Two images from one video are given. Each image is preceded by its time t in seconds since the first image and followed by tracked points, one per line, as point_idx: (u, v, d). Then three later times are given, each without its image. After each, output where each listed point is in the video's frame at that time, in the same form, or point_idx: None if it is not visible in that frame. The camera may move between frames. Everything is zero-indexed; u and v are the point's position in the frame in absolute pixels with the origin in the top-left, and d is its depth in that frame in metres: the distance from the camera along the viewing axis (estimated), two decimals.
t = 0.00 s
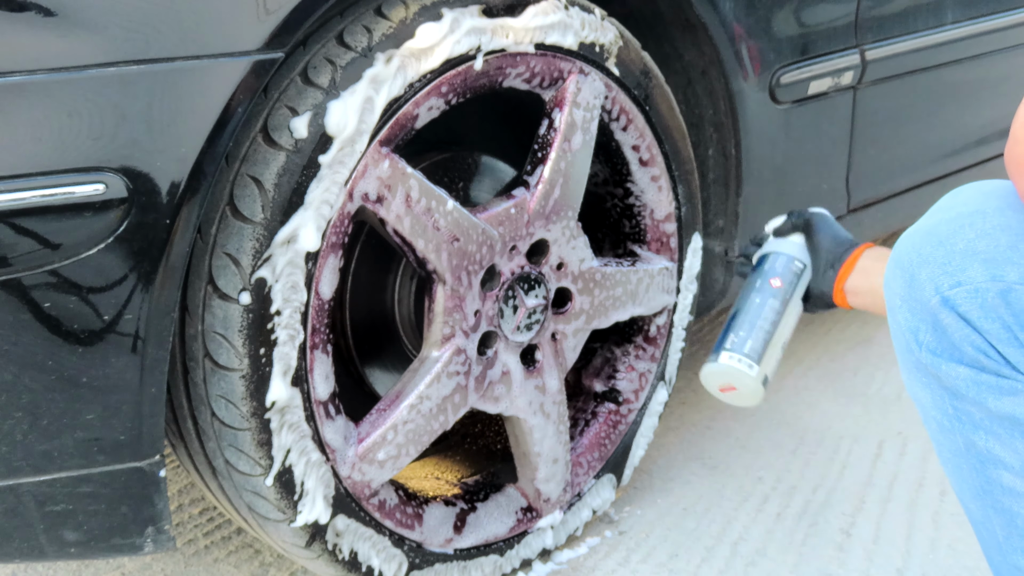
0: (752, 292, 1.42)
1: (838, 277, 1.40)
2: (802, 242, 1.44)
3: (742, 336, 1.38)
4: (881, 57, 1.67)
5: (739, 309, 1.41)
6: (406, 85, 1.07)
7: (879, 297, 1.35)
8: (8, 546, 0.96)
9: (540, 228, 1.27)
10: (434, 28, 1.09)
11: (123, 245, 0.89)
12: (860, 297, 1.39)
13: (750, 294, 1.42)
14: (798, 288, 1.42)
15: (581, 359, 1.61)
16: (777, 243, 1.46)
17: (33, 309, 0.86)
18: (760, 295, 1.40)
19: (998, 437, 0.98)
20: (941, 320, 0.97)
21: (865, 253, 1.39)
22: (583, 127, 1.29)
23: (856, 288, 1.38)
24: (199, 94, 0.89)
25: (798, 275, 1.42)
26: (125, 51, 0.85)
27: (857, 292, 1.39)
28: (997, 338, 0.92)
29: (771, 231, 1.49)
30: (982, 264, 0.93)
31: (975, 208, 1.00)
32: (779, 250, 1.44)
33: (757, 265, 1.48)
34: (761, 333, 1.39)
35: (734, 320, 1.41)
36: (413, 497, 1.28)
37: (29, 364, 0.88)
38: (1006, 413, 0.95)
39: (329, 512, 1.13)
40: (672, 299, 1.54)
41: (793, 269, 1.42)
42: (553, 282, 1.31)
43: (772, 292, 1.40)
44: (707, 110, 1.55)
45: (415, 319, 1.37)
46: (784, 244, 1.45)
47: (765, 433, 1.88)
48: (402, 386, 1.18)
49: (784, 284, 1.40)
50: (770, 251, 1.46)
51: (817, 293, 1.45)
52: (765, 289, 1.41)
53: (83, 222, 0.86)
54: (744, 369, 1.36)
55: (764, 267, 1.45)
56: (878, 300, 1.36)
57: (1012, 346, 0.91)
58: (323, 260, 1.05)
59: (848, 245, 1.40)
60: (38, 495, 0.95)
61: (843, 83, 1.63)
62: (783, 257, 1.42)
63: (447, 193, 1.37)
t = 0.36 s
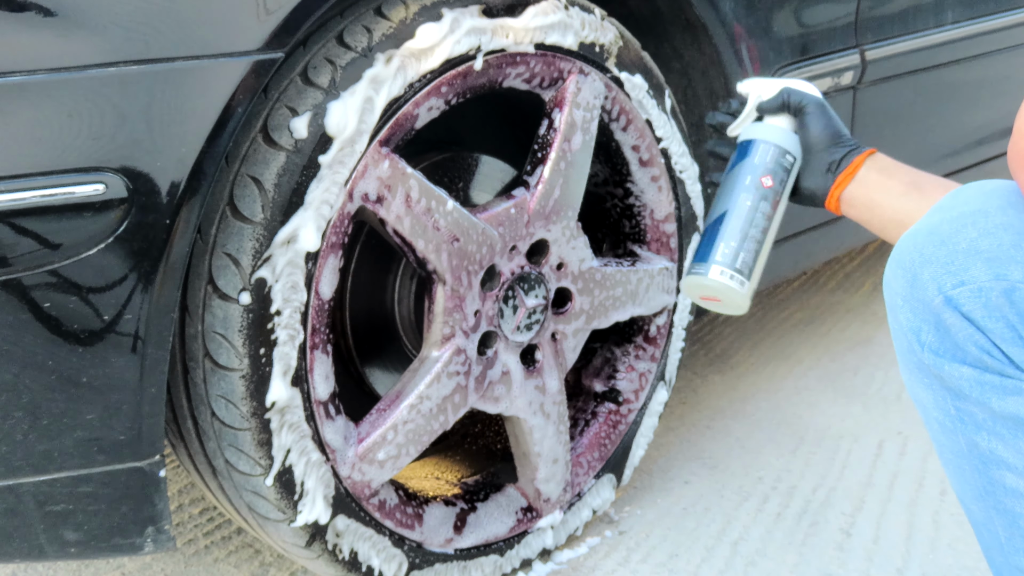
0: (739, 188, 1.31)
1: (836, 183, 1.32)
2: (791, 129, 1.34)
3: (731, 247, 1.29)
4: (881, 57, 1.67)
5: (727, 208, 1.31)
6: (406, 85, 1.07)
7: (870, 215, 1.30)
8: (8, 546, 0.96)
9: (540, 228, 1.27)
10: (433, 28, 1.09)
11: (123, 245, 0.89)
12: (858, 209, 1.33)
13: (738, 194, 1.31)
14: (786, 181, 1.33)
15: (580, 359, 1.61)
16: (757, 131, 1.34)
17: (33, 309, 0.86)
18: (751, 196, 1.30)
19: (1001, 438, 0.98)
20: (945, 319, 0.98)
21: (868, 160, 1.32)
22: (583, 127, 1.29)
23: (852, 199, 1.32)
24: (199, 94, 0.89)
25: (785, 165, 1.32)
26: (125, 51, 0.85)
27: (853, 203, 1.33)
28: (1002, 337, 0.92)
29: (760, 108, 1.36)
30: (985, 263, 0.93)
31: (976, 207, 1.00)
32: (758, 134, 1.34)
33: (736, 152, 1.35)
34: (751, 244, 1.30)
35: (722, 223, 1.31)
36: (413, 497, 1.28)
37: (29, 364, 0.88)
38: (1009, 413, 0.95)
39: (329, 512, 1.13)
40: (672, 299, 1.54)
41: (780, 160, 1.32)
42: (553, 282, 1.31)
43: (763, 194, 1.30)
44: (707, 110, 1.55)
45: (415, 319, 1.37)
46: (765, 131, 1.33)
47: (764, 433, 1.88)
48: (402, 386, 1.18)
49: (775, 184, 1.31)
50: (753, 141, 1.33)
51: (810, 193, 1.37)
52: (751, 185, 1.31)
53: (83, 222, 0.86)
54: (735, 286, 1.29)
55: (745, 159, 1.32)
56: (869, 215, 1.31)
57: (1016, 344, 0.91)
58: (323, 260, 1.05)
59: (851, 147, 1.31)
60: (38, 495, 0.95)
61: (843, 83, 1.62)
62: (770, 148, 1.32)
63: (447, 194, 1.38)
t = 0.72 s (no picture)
0: (668, 140, 1.29)
1: (767, 129, 1.35)
2: (721, 76, 1.33)
3: (658, 202, 1.27)
4: (881, 57, 1.67)
5: (653, 160, 1.29)
6: (406, 85, 1.07)
7: (799, 163, 1.34)
8: (8, 546, 0.96)
9: (540, 228, 1.27)
10: (434, 28, 1.08)
11: (123, 245, 0.89)
12: (786, 155, 1.37)
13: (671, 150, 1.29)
14: (718, 134, 1.31)
15: (580, 359, 1.61)
16: (688, 82, 1.32)
17: (33, 309, 0.86)
18: (682, 148, 1.28)
19: (1000, 442, 0.98)
20: (943, 323, 0.98)
21: (798, 107, 1.36)
22: (583, 128, 1.29)
23: (781, 144, 1.36)
24: (198, 93, 0.89)
25: (718, 119, 1.31)
26: (125, 51, 0.85)
27: (783, 150, 1.36)
28: (1002, 340, 0.92)
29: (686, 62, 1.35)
30: (984, 266, 0.92)
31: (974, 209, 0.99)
32: (688, 86, 1.32)
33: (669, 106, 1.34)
34: (681, 197, 1.27)
35: (650, 177, 1.28)
36: (413, 497, 1.28)
37: (29, 364, 0.88)
38: (1008, 416, 0.94)
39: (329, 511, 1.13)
40: (672, 299, 1.55)
41: (711, 111, 1.30)
42: (554, 282, 1.31)
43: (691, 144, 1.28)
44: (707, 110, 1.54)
45: (415, 319, 1.37)
46: (695, 81, 1.32)
47: (764, 433, 1.88)
48: (402, 386, 1.18)
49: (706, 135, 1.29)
50: (683, 92, 1.32)
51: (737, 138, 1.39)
52: (682, 137, 1.29)
53: (83, 222, 0.86)
54: (662, 243, 1.25)
55: (676, 112, 1.31)
56: (799, 160, 1.34)
57: (1016, 348, 0.91)
58: (323, 260, 1.05)
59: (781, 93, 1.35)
60: (38, 495, 0.95)
61: (843, 83, 1.62)
62: (700, 101, 1.30)
63: (447, 193, 1.38)
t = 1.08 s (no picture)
0: (693, 151, 1.26)
1: (800, 143, 1.26)
2: (757, 88, 1.29)
3: (682, 214, 1.24)
4: (881, 57, 1.67)
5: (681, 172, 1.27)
6: (406, 85, 1.07)
7: (836, 176, 1.24)
8: (8, 546, 0.96)
9: (540, 228, 1.27)
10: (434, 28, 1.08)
11: (123, 245, 0.89)
12: (822, 170, 1.27)
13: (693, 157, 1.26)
14: (747, 143, 1.27)
15: (581, 359, 1.61)
16: (721, 89, 1.28)
17: (33, 309, 0.86)
18: (706, 159, 1.25)
19: (1002, 453, 0.98)
20: (945, 333, 0.98)
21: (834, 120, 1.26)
22: (583, 128, 1.29)
23: (816, 159, 1.27)
24: (198, 93, 0.89)
25: (749, 129, 1.27)
26: (125, 51, 0.85)
27: (818, 164, 1.27)
28: (1005, 351, 0.91)
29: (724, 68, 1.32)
30: (986, 275, 0.92)
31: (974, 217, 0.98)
32: (721, 94, 1.28)
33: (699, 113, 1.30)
34: (704, 207, 1.25)
35: (675, 188, 1.26)
36: (414, 497, 1.28)
37: (29, 365, 0.88)
38: (1011, 428, 0.94)
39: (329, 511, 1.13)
40: (672, 299, 1.55)
41: (742, 121, 1.26)
42: (554, 282, 1.31)
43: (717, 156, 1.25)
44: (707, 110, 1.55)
45: (415, 319, 1.37)
46: (728, 90, 1.28)
47: (764, 433, 1.88)
48: (402, 386, 1.18)
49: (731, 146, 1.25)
50: (716, 100, 1.28)
51: (772, 150, 1.31)
52: (707, 148, 1.25)
53: (82, 222, 0.86)
54: (682, 253, 1.24)
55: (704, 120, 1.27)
56: (835, 174, 1.25)
57: (1019, 358, 0.91)
58: (323, 260, 1.05)
59: (817, 104, 1.26)
60: (38, 495, 0.95)
61: (843, 83, 1.62)
62: (729, 109, 1.26)
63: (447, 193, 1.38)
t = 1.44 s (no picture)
0: (591, 146, 1.17)
1: (700, 126, 1.24)
2: (644, 68, 1.19)
3: (585, 214, 1.16)
4: (881, 57, 1.67)
5: (584, 172, 1.17)
6: (406, 85, 1.07)
7: (741, 160, 1.26)
8: (8, 546, 0.96)
9: (540, 228, 1.28)
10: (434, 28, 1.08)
11: (123, 245, 0.89)
12: (721, 152, 1.28)
13: (595, 153, 1.16)
14: (644, 133, 1.19)
15: (580, 359, 1.61)
16: (609, 73, 1.18)
17: (34, 309, 0.86)
18: (606, 155, 1.16)
19: (1004, 472, 0.96)
20: (943, 351, 0.95)
21: (729, 99, 1.26)
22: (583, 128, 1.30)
23: (716, 140, 1.27)
24: (198, 94, 0.89)
25: (643, 116, 1.18)
26: (125, 50, 0.85)
27: (716, 146, 1.28)
28: (1005, 368, 0.90)
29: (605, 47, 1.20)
30: (985, 290, 0.90)
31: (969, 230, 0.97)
32: (610, 78, 1.18)
33: (589, 104, 1.20)
34: (616, 210, 1.16)
35: (580, 188, 1.16)
36: (413, 497, 1.28)
37: (29, 364, 0.88)
38: (1012, 447, 0.92)
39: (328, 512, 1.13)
40: (672, 300, 1.54)
41: (637, 110, 1.17)
42: (553, 282, 1.31)
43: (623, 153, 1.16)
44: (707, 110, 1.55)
45: (415, 319, 1.37)
46: (617, 74, 1.18)
47: (764, 433, 1.88)
48: (402, 386, 1.18)
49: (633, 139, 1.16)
50: (604, 87, 1.18)
51: (668, 133, 1.28)
52: (606, 143, 1.16)
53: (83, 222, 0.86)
54: (597, 262, 1.15)
55: (597, 110, 1.17)
56: (736, 156, 1.26)
57: (1020, 376, 0.89)
58: (323, 260, 1.05)
59: (712, 84, 1.23)
60: (38, 495, 0.95)
61: (843, 83, 1.63)
62: (622, 94, 1.17)
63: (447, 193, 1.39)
